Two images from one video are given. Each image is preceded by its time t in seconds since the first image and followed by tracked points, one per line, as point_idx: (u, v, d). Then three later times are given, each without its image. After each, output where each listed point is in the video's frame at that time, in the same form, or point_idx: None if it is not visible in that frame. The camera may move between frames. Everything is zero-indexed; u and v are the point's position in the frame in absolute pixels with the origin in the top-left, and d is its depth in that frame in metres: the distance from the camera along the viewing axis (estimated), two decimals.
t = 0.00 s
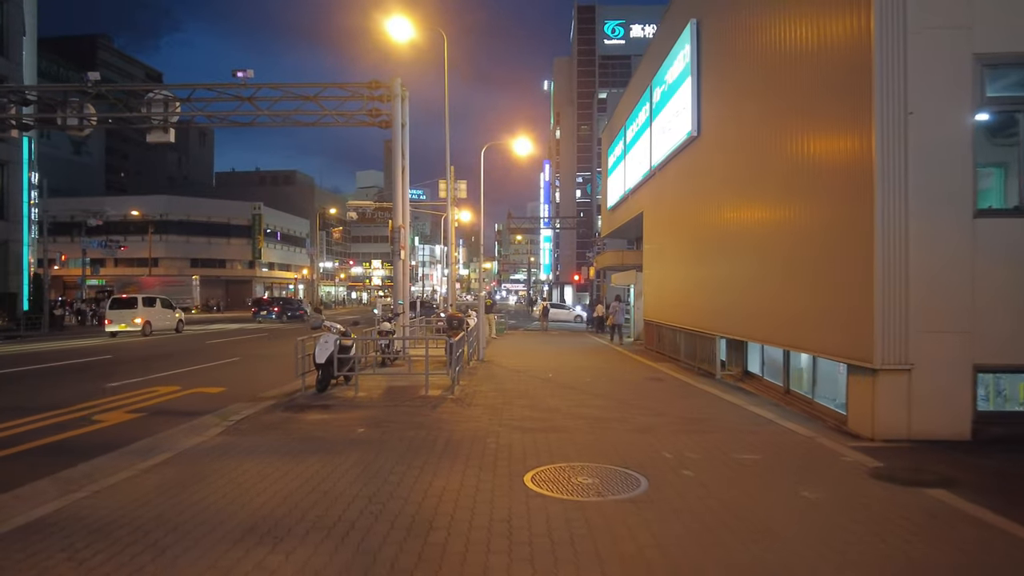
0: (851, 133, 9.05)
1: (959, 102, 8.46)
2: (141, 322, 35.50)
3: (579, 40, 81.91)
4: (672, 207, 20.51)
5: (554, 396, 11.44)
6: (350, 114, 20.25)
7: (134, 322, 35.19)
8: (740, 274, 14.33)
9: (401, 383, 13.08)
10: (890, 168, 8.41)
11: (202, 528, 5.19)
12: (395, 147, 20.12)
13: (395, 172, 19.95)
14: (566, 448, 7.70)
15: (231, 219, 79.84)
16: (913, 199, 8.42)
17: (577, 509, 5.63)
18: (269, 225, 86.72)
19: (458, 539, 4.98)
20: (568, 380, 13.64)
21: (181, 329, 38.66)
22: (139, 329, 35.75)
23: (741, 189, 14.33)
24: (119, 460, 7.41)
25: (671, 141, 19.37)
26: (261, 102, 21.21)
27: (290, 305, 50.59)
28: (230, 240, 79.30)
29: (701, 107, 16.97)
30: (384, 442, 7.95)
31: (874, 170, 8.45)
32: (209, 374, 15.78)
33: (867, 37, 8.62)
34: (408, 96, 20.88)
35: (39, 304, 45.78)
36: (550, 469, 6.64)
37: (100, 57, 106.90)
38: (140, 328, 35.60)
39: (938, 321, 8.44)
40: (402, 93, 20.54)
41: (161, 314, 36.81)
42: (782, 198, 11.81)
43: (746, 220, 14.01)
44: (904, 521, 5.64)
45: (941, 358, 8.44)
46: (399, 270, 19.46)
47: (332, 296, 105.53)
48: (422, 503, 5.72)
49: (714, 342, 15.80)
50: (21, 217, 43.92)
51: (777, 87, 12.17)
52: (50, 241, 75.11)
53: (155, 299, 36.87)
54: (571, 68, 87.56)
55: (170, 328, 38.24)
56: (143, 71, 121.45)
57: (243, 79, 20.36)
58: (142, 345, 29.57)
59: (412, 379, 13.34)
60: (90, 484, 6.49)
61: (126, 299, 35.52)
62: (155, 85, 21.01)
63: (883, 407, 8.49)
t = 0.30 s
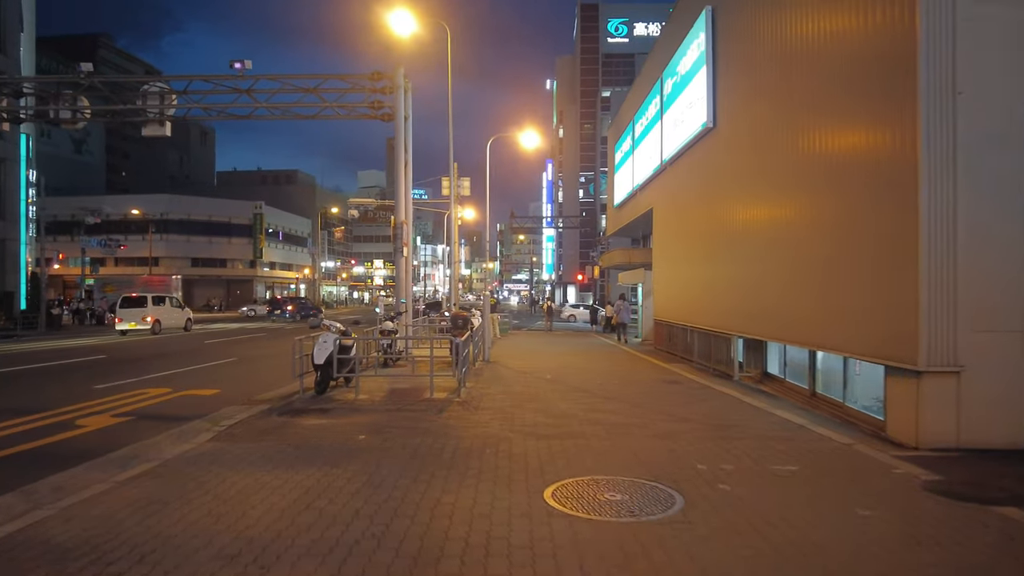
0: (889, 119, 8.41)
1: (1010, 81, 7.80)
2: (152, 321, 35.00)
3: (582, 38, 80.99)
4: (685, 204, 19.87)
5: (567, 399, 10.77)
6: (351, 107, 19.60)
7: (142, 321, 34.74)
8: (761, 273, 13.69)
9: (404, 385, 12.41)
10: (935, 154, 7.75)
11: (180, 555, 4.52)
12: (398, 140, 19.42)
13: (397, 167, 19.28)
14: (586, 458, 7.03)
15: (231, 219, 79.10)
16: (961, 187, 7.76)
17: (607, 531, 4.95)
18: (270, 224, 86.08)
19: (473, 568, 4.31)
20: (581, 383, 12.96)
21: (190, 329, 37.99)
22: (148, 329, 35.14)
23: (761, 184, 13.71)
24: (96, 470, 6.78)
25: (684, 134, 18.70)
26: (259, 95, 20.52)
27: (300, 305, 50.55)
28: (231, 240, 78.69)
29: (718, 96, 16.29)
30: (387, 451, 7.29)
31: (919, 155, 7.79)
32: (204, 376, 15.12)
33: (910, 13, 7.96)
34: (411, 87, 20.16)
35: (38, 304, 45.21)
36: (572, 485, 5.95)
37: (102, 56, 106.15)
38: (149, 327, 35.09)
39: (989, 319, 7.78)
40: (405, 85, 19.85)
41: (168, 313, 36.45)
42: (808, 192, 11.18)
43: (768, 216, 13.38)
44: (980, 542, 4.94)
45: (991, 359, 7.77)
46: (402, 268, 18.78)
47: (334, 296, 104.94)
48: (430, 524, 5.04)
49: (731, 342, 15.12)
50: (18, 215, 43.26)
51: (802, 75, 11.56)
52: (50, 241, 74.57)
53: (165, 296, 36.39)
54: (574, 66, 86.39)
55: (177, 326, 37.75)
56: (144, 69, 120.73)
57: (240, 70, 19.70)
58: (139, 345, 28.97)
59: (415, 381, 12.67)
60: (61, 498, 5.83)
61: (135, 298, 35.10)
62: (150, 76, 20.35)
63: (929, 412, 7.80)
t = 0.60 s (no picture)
0: (935, 109, 7.85)
1: None
2: (156, 321, 34.32)
3: (586, 37, 80.04)
4: (698, 202, 19.31)
5: (579, 407, 10.03)
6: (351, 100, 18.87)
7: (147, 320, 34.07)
8: (782, 274, 13.07)
9: (404, 391, 11.68)
10: (992, 147, 7.15)
11: None
12: (399, 135, 18.69)
13: (399, 163, 18.59)
14: (608, 478, 6.29)
15: (232, 217, 78.40)
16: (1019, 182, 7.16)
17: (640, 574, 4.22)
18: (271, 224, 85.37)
19: None
20: (592, 388, 12.24)
21: (194, 328, 37.13)
22: (154, 329, 34.42)
23: (782, 181, 13.18)
24: (59, 490, 6.05)
25: (697, 128, 17.98)
26: (256, 87, 19.81)
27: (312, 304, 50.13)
28: (232, 239, 78.09)
29: (734, 87, 15.59)
30: (386, 470, 6.55)
31: (975, 148, 7.19)
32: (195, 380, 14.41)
33: None
34: (413, 80, 19.54)
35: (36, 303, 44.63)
36: (596, 516, 5.21)
37: (104, 54, 105.46)
38: (154, 327, 34.37)
39: None
40: (407, 77, 19.10)
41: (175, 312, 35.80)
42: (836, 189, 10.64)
43: (788, 214, 12.84)
44: None
45: None
46: (403, 267, 18.06)
47: (335, 296, 104.25)
48: (432, 565, 4.31)
49: (749, 345, 14.37)
50: (15, 213, 42.61)
51: (828, 68, 11.05)
52: (50, 240, 74.00)
53: (168, 296, 35.66)
54: (578, 64, 85.18)
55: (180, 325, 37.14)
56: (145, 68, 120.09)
57: (236, 61, 19.00)
58: (135, 345, 28.32)
59: (416, 388, 11.94)
60: (13, 525, 5.12)
61: (139, 298, 34.44)
62: (144, 67, 19.64)
63: (985, 426, 7.08)
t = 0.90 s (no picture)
0: (993, 92, 7.21)
1: None
2: (156, 320, 33.59)
3: (589, 33, 78.81)
4: (704, 197, 18.79)
5: (590, 413, 9.29)
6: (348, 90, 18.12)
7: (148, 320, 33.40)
8: (798, 271, 12.39)
9: (401, 395, 10.94)
10: None
11: None
12: (397, 127, 17.90)
13: (397, 154, 17.78)
14: (626, 499, 5.55)
15: (233, 216, 77.67)
16: None
17: None
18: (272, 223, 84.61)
19: None
20: (602, 392, 11.49)
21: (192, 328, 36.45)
22: (154, 329, 33.75)
23: (792, 174, 12.73)
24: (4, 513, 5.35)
25: (710, 118, 17.16)
26: (248, 77, 19.06)
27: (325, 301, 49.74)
28: (234, 239, 77.46)
29: (751, 73, 14.75)
30: (376, 488, 5.82)
31: None
32: (183, 383, 13.71)
33: None
34: (411, 70, 18.76)
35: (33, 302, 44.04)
36: (618, 548, 4.44)
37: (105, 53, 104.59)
38: (154, 327, 33.65)
39: None
40: (406, 66, 18.31)
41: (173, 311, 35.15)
42: (856, 181, 10.19)
43: (799, 209, 12.39)
44: None
45: None
46: (403, 264, 17.32)
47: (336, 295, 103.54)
48: None
49: (767, 345, 13.58)
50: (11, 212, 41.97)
51: (846, 55, 10.60)
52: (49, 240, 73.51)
53: (170, 295, 34.83)
54: (581, 61, 83.97)
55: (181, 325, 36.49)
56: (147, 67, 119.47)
57: (228, 50, 18.27)
58: (130, 345, 27.66)
59: (414, 392, 11.19)
60: None
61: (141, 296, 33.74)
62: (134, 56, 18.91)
63: None
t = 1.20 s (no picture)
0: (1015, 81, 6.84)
1: None
2: (156, 322, 32.83)
3: (592, 32, 77.67)
4: (710, 196, 18.34)
5: (603, 423, 8.58)
6: (345, 84, 17.51)
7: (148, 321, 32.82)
8: (804, 271, 12.01)
9: (399, 402, 10.25)
10: None
11: None
12: (396, 121, 17.25)
13: (397, 150, 17.11)
14: (652, 528, 4.85)
15: (234, 217, 77.16)
16: None
17: None
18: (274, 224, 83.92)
19: None
20: (613, 398, 10.79)
21: (194, 329, 35.70)
22: (155, 330, 32.98)
23: (797, 171, 12.39)
24: None
25: (721, 110, 16.48)
26: (243, 71, 18.42)
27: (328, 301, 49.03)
28: (235, 240, 76.89)
29: (766, 62, 14.04)
30: (366, 515, 5.13)
31: None
32: (173, 389, 13.08)
33: None
34: (412, 61, 18.17)
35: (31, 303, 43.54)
36: None
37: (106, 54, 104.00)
38: (155, 328, 32.83)
39: None
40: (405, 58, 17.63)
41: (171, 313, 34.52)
42: (865, 178, 9.83)
43: (805, 207, 12.02)
44: None
45: None
46: (402, 263, 16.67)
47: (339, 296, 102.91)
48: None
49: (785, 347, 12.91)
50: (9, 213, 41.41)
51: (852, 47, 10.26)
52: (51, 241, 73.17)
53: (170, 296, 34.08)
54: (584, 59, 82.90)
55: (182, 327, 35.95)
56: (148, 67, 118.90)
57: (221, 41, 17.67)
58: (126, 347, 27.04)
59: (413, 399, 10.51)
60: None
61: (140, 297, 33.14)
62: (125, 50, 18.29)
63: None
